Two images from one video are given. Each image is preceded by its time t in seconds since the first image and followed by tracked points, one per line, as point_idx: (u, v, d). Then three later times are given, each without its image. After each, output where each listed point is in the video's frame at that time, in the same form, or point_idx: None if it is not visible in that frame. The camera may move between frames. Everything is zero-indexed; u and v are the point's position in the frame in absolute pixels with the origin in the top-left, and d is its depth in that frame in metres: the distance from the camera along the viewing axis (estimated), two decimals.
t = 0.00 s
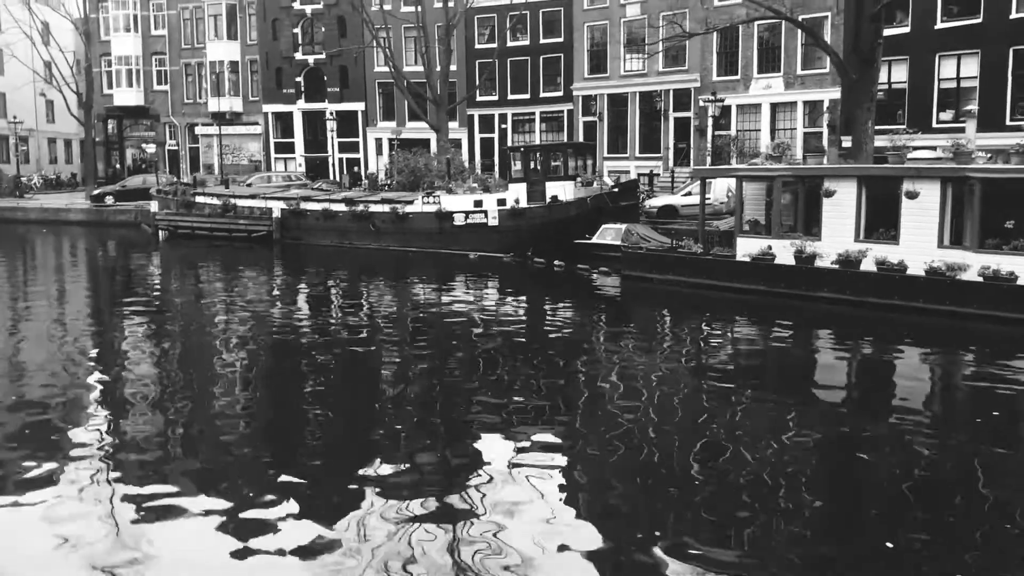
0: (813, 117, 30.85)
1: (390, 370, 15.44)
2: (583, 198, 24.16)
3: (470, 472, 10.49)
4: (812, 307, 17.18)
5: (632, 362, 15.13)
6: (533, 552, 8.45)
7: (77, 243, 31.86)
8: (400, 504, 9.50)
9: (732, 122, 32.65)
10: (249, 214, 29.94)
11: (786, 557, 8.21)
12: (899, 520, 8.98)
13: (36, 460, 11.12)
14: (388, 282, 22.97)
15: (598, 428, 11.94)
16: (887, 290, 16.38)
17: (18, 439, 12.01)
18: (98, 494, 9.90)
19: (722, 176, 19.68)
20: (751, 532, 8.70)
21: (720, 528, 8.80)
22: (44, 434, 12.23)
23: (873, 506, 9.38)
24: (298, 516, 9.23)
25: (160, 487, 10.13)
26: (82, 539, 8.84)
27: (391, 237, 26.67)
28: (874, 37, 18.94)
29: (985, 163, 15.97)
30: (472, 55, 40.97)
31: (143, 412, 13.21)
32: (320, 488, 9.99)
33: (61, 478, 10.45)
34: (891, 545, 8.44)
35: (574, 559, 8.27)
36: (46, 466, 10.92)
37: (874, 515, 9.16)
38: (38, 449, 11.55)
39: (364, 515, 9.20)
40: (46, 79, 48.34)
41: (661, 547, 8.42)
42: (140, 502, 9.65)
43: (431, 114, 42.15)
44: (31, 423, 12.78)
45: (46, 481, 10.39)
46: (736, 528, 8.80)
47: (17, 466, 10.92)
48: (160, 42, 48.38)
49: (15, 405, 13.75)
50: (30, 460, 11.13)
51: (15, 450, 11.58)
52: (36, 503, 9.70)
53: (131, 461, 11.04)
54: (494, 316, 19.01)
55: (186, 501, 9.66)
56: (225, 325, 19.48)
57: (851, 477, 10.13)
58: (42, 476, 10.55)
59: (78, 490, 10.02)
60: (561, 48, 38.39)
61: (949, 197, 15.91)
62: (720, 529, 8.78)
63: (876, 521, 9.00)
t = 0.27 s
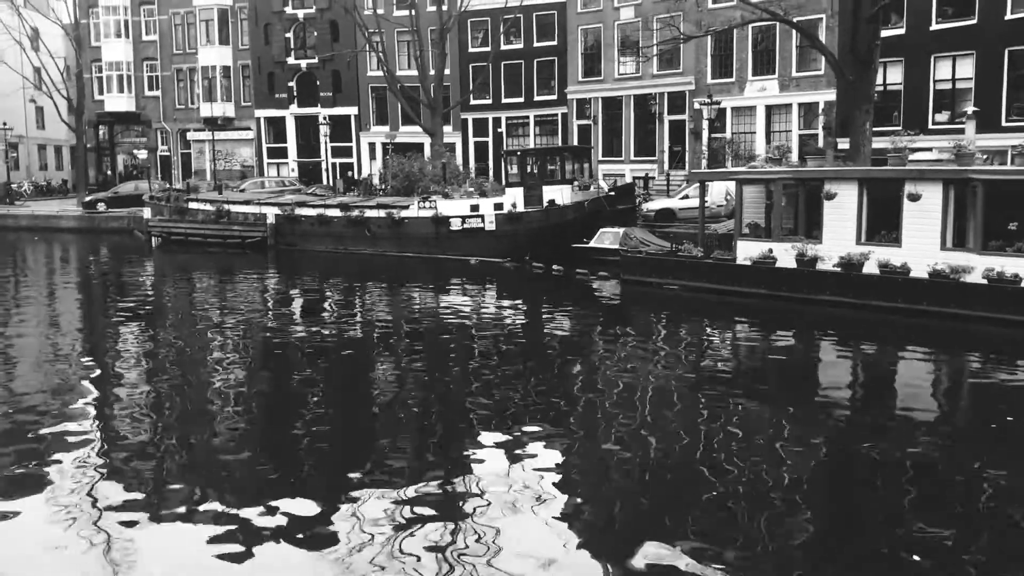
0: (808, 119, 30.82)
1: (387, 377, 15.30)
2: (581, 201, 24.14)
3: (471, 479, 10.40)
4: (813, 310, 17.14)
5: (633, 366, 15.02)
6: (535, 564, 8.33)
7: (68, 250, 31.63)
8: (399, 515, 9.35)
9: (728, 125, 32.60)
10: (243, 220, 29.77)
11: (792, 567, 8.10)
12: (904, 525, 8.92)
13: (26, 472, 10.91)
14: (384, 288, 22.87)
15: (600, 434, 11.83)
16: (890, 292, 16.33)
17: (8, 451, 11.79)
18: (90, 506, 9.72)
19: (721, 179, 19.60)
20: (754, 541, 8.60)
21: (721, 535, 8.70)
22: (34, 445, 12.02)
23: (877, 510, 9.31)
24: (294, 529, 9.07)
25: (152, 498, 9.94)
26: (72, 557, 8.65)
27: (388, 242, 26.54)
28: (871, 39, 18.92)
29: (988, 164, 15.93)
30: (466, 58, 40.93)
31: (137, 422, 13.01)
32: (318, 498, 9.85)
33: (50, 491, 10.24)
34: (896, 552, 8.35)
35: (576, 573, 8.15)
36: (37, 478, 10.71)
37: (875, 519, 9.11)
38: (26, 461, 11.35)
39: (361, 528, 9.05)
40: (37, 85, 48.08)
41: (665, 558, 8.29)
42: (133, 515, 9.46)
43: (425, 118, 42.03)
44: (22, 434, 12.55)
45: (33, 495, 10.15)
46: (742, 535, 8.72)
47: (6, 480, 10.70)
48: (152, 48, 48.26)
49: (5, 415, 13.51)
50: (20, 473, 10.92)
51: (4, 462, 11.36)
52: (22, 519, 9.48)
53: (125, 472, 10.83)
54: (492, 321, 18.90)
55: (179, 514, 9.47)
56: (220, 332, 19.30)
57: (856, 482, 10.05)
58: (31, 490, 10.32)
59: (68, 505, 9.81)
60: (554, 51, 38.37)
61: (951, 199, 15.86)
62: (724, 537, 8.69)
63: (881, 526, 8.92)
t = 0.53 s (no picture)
0: (807, 121, 30.81)
1: (388, 383, 15.15)
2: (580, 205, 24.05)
3: (475, 487, 10.26)
4: (818, 314, 17.04)
5: (636, 372, 14.89)
6: (537, 572, 8.26)
7: (64, 258, 31.43)
8: (401, 526, 9.19)
9: (726, 128, 32.56)
10: (241, 225, 29.63)
11: None
12: (914, 532, 8.79)
13: (19, 485, 10.69)
14: (384, 293, 22.78)
15: (606, 439, 11.70)
16: (896, 295, 16.27)
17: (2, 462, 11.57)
18: (85, 521, 9.51)
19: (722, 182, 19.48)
20: (764, 549, 8.46)
21: (731, 542, 8.56)
22: (28, 456, 11.82)
23: (887, 515, 9.18)
24: (295, 542, 8.87)
25: (150, 511, 9.73)
26: (66, 575, 8.43)
27: (386, 247, 26.44)
28: (872, 40, 18.81)
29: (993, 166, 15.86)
30: (463, 62, 40.82)
31: (133, 430, 12.83)
32: (320, 508, 9.68)
33: (44, 505, 10.02)
34: (909, 560, 8.22)
35: None
36: (30, 491, 10.48)
37: (885, 525, 8.98)
38: (20, 473, 11.12)
39: (363, 540, 8.87)
40: (32, 92, 47.87)
41: (674, 568, 8.14)
42: (130, 529, 9.27)
43: (422, 122, 41.94)
44: (16, 444, 12.34)
45: (23, 510, 9.90)
46: (750, 543, 8.58)
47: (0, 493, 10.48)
48: (147, 53, 48.03)
49: None
50: (13, 486, 10.69)
51: None
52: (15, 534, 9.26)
53: (122, 484, 10.64)
54: (492, 326, 18.79)
55: (177, 528, 9.27)
56: (217, 339, 19.12)
57: (865, 487, 9.93)
58: (24, 503, 10.09)
59: (63, 518, 9.61)
60: (552, 55, 38.31)
61: (956, 201, 15.80)
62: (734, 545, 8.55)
63: (891, 533, 8.79)
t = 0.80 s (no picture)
0: (816, 127, 30.69)
1: (395, 391, 14.98)
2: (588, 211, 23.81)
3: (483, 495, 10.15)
4: (829, 321, 16.92)
5: (645, 379, 14.73)
6: None
7: (67, 265, 31.32)
8: (407, 532, 9.13)
9: (733, 134, 32.45)
10: (246, 233, 29.50)
11: None
12: (927, 539, 8.70)
13: (23, 493, 10.60)
14: (390, 300, 22.68)
15: (618, 447, 11.57)
16: (911, 302, 16.06)
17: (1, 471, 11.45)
18: (84, 529, 9.41)
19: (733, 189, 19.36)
20: (775, 557, 8.36)
21: (741, 550, 8.46)
22: (29, 463, 11.73)
23: (898, 524, 9.10)
24: (300, 552, 8.77)
25: (151, 520, 9.62)
26: None
27: (393, 254, 26.33)
28: (883, 46, 18.69)
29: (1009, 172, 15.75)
30: (468, 69, 40.76)
31: (136, 438, 12.73)
32: (325, 516, 9.59)
33: (42, 514, 9.90)
34: (924, 571, 8.10)
35: None
36: (29, 499, 10.37)
37: (896, 532, 8.90)
38: (20, 482, 11.02)
39: (367, 550, 8.76)
40: (36, 99, 47.83)
41: None
42: (129, 537, 9.19)
43: (428, 128, 41.86)
44: (17, 452, 12.25)
45: (20, 519, 9.80)
46: (760, 551, 8.47)
47: None
48: (152, 60, 47.99)
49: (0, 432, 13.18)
50: (12, 494, 10.59)
51: None
52: (12, 542, 9.16)
53: (124, 492, 10.53)
54: (498, 334, 18.66)
55: (182, 534, 9.22)
56: (222, 347, 19.00)
57: (876, 495, 9.83)
58: (23, 511, 9.99)
59: (62, 527, 9.50)
60: (557, 61, 38.23)
61: (972, 207, 15.69)
62: (743, 553, 8.44)
63: (906, 541, 8.68)
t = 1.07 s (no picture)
0: (827, 135, 30.58)
1: (405, 401, 14.87)
2: (600, 220, 23.55)
3: (497, 505, 10.10)
4: (844, 330, 16.77)
5: (658, 389, 14.59)
6: None
7: (75, 275, 31.29)
8: (417, 544, 9.08)
9: (744, 142, 32.33)
10: (255, 242, 29.42)
11: None
12: (946, 550, 8.61)
13: (31, 503, 10.55)
14: (401, 309, 22.59)
15: (631, 458, 11.44)
16: (931, 312, 15.90)
17: (8, 480, 11.39)
18: (93, 542, 9.34)
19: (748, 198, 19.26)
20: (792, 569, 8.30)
21: (757, 561, 8.41)
22: (36, 472, 11.67)
23: (916, 534, 9.01)
24: (312, 564, 8.70)
25: (158, 532, 9.56)
26: None
27: (402, 263, 26.25)
28: (898, 54, 18.63)
29: None
30: (477, 78, 40.72)
31: (144, 447, 12.65)
32: (335, 527, 9.50)
33: (49, 525, 9.84)
34: None
35: None
36: (37, 509, 10.34)
37: (914, 543, 8.82)
38: (28, 491, 10.95)
39: (379, 562, 8.70)
40: (45, 108, 47.93)
41: None
42: (139, 549, 9.12)
43: (437, 137, 41.82)
44: (25, 461, 12.19)
45: (27, 530, 9.73)
46: (775, 563, 8.41)
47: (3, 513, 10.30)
48: (160, 70, 47.98)
49: (8, 441, 13.14)
50: (19, 505, 10.52)
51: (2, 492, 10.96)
52: (18, 555, 9.10)
53: (132, 501, 10.47)
54: (509, 343, 18.56)
55: (189, 546, 9.17)
56: (229, 356, 18.91)
57: (894, 505, 9.73)
58: (30, 522, 9.94)
59: (70, 540, 9.43)
60: (566, 69, 38.18)
61: (993, 216, 15.61)
62: (759, 566, 8.37)
63: (924, 552, 8.60)
